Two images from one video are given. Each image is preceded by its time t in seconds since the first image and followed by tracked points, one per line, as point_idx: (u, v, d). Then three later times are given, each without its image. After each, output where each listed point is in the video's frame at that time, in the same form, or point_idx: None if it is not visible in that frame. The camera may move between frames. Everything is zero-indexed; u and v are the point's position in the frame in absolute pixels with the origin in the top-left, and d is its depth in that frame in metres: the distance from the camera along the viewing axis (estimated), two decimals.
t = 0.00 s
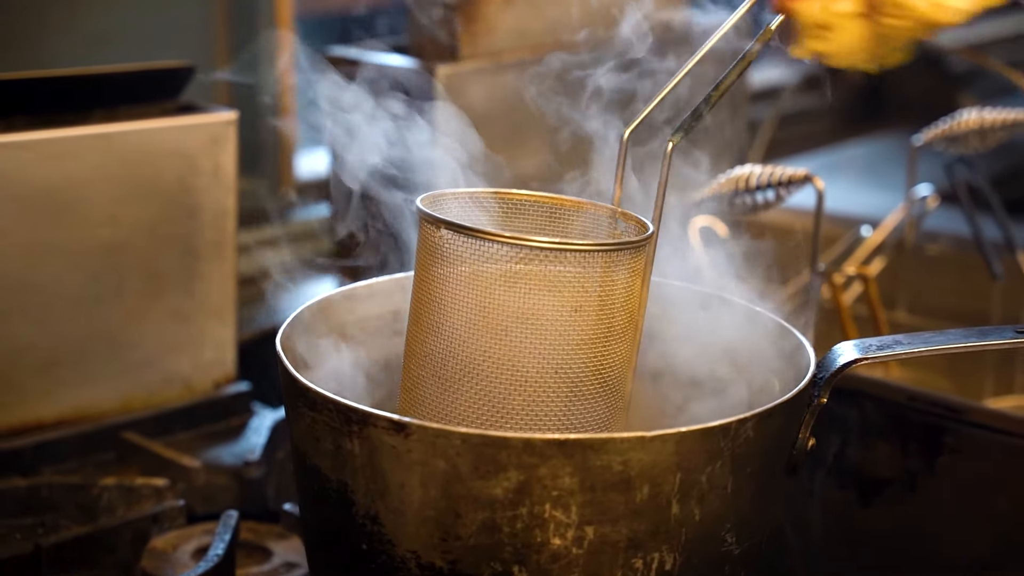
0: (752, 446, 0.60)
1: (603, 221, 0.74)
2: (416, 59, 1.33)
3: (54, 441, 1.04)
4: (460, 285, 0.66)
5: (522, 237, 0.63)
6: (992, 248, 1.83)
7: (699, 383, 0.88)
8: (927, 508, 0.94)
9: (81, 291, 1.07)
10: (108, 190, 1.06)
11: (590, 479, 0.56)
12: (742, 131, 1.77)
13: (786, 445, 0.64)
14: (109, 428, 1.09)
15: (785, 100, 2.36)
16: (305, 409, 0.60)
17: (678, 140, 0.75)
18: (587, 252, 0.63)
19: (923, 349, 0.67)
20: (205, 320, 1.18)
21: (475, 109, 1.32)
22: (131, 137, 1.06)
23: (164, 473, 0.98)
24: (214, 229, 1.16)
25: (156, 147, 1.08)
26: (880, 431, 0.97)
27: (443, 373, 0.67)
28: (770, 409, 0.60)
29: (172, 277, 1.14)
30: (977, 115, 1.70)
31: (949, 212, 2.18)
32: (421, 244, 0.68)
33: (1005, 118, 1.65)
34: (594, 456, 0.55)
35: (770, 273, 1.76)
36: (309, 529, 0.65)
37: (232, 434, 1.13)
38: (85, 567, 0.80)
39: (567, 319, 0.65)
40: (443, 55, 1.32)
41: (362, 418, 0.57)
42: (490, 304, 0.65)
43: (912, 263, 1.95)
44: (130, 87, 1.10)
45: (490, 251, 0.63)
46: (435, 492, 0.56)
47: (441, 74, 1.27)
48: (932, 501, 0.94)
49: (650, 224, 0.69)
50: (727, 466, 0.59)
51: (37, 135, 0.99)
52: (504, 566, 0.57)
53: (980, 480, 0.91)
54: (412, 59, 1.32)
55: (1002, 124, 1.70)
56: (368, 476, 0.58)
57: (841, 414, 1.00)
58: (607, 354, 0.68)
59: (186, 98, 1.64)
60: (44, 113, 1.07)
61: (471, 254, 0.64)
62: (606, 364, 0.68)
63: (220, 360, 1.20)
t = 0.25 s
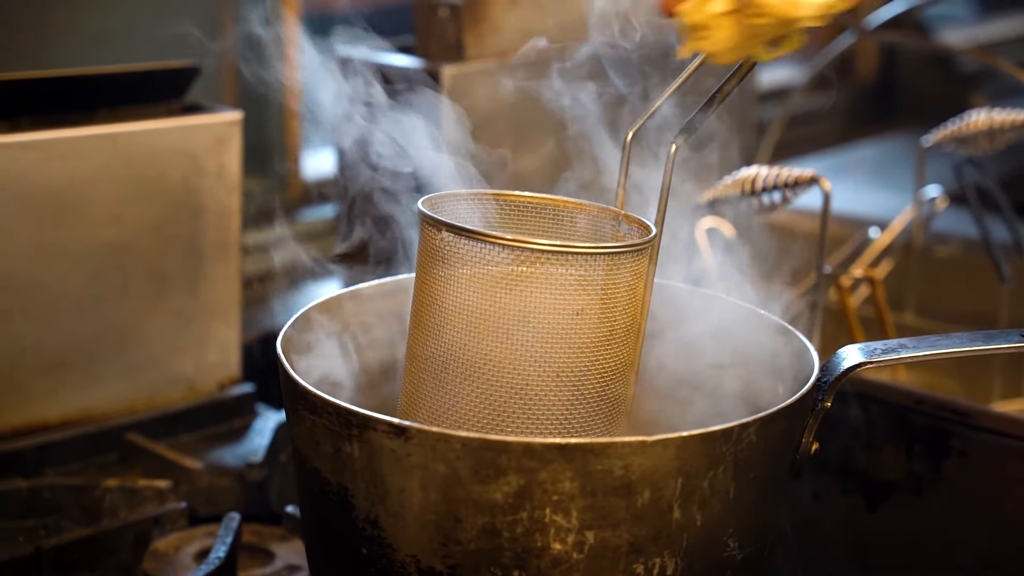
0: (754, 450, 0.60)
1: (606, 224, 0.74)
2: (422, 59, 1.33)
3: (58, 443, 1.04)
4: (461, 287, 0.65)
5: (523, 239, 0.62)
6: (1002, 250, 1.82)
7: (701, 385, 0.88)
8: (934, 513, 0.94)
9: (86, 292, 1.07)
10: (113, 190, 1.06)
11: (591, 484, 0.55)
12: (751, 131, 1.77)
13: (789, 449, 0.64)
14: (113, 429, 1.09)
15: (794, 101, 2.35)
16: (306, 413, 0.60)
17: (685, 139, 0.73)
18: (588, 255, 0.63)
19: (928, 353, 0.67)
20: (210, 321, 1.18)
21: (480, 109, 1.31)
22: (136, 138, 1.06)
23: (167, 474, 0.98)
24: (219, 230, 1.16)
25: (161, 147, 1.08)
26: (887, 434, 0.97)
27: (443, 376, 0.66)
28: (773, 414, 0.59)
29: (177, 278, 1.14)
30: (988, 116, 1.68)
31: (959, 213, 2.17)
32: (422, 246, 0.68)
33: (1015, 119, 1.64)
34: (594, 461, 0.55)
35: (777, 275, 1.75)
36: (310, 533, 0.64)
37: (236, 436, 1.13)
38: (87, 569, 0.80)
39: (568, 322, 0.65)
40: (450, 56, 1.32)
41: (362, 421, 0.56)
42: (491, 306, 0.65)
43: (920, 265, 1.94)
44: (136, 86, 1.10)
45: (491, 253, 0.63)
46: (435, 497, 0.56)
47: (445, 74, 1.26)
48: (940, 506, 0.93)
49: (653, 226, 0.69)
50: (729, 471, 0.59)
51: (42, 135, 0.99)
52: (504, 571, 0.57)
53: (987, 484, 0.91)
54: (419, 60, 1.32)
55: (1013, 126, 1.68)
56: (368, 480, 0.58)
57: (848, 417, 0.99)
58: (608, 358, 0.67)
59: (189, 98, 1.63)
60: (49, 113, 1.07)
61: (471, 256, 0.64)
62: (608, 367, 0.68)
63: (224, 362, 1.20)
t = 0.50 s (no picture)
0: (757, 454, 0.59)
1: (609, 226, 0.73)
2: (427, 59, 1.32)
3: (62, 443, 1.05)
4: (462, 289, 0.65)
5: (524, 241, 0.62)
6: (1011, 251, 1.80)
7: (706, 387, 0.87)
8: (940, 516, 0.93)
9: (89, 292, 1.07)
10: (116, 191, 1.06)
11: (591, 487, 0.55)
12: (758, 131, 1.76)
13: (792, 453, 0.63)
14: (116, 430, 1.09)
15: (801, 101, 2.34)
16: (305, 415, 0.60)
17: (686, 144, 0.72)
18: (590, 257, 0.62)
19: (933, 356, 0.66)
20: (215, 322, 1.18)
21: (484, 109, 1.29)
22: (140, 137, 1.06)
23: (170, 476, 0.98)
24: (224, 230, 1.16)
25: (166, 148, 1.08)
26: (894, 438, 0.96)
27: (444, 378, 0.66)
28: (776, 417, 0.59)
29: (181, 278, 1.14)
30: (997, 117, 1.67)
31: (967, 214, 2.16)
32: (422, 247, 0.68)
33: None
34: (595, 464, 0.54)
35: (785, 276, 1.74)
36: (309, 535, 0.64)
37: (240, 436, 1.13)
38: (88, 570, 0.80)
39: (568, 325, 0.65)
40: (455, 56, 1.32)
41: (361, 424, 0.56)
42: (492, 308, 0.64)
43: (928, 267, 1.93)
44: (140, 86, 1.10)
45: (491, 256, 0.63)
46: (435, 500, 0.56)
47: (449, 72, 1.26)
48: (946, 509, 0.93)
49: (656, 228, 0.68)
50: (731, 474, 0.58)
51: (46, 135, 0.99)
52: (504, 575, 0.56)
53: (993, 487, 0.90)
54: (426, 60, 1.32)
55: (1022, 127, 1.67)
56: (368, 482, 0.58)
57: (855, 421, 0.98)
58: (611, 360, 0.67)
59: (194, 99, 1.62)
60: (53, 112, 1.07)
61: (472, 258, 0.64)
62: (610, 370, 0.67)
63: (228, 362, 1.20)
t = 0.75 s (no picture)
0: (760, 458, 0.59)
1: (612, 227, 0.73)
2: (434, 59, 1.32)
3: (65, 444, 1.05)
4: (463, 290, 0.65)
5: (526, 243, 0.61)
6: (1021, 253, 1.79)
7: (711, 390, 0.87)
8: (947, 521, 0.92)
9: (93, 292, 1.07)
10: (120, 190, 1.06)
11: (592, 491, 0.54)
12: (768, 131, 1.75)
13: (795, 457, 0.63)
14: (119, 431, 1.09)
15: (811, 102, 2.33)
16: (305, 417, 0.59)
17: (689, 146, 0.72)
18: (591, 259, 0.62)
19: (939, 359, 0.66)
20: (219, 322, 1.18)
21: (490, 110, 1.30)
22: (144, 137, 1.06)
23: (172, 477, 0.98)
24: (228, 230, 1.16)
25: (170, 148, 1.08)
26: (900, 441, 0.96)
27: (445, 381, 0.66)
28: (779, 421, 0.58)
29: (185, 279, 1.14)
30: (1006, 118, 1.66)
31: (977, 216, 2.14)
32: (423, 249, 0.67)
33: None
34: (596, 468, 0.54)
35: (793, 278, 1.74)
36: (310, 538, 0.64)
37: (243, 437, 1.13)
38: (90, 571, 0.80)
39: (570, 328, 0.64)
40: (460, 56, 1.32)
41: (361, 426, 0.56)
42: (493, 310, 0.64)
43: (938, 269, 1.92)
44: (144, 86, 1.10)
45: (492, 258, 0.62)
46: (435, 503, 0.55)
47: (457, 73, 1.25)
48: (953, 513, 0.92)
49: (659, 230, 0.68)
50: (733, 479, 0.58)
51: (48, 135, 1.00)
52: None
53: (1000, 491, 0.89)
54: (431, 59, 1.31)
55: None
56: (367, 485, 0.57)
57: (860, 424, 0.98)
58: (613, 363, 0.67)
59: (199, 97, 1.60)
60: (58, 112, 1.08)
61: (472, 260, 0.63)
62: (612, 373, 0.67)
63: (233, 363, 1.20)
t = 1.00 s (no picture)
0: (762, 460, 0.58)
1: (615, 228, 0.73)
2: (440, 58, 1.32)
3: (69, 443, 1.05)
4: (464, 291, 0.64)
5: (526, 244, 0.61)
6: None
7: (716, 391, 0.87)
8: (954, 523, 0.92)
9: (96, 291, 1.07)
10: (124, 189, 1.06)
11: (593, 494, 0.54)
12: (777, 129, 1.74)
13: (799, 460, 0.62)
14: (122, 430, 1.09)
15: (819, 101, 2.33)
16: (305, 418, 0.59)
17: (692, 145, 0.71)
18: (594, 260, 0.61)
19: (945, 361, 0.65)
20: (224, 321, 1.18)
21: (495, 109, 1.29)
22: (147, 135, 1.06)
23: (175, 477, 0.98)
24: (233, 230, 1.16)
25: (174, 147, 1.08)
26: (906, 441, 0.96)
27: (446, 383, 0.66)
28: (782, 423, 0.58)
29: (189, 278, 1.14)
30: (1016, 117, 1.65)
31: (987, 216, 2.13)
32: (425, 249, 0.67)
33: None
34: (596, 470, 0.53)
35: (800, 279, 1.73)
36: (311, 540, 0.64)
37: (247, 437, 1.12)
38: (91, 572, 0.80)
39: (572, 329, 0.64)
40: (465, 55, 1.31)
41: (360, 428, 0.55)
42: (496, 312, 0.64)
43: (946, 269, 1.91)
44: (148, 83, 1.10)
45: (494, 258, 0.62)
46: (435, 505, 0.55)
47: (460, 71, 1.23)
48: (960, 515, 0.91)
49: (662, 231, 0.68)
50: (736, 481, 0.57)
51: (51, 134, 1.00)
52: None
53: (1008, 493, 0.89)
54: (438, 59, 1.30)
55: None
56: (368, 487, 0.57)
57: (865, 425, 0.98)
58: (616, 365, 0.66)
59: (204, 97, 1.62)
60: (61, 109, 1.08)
61: (474, 260, 0.63)
62: (615, 375, 0.66)
63: (237, 362, 1.20)
